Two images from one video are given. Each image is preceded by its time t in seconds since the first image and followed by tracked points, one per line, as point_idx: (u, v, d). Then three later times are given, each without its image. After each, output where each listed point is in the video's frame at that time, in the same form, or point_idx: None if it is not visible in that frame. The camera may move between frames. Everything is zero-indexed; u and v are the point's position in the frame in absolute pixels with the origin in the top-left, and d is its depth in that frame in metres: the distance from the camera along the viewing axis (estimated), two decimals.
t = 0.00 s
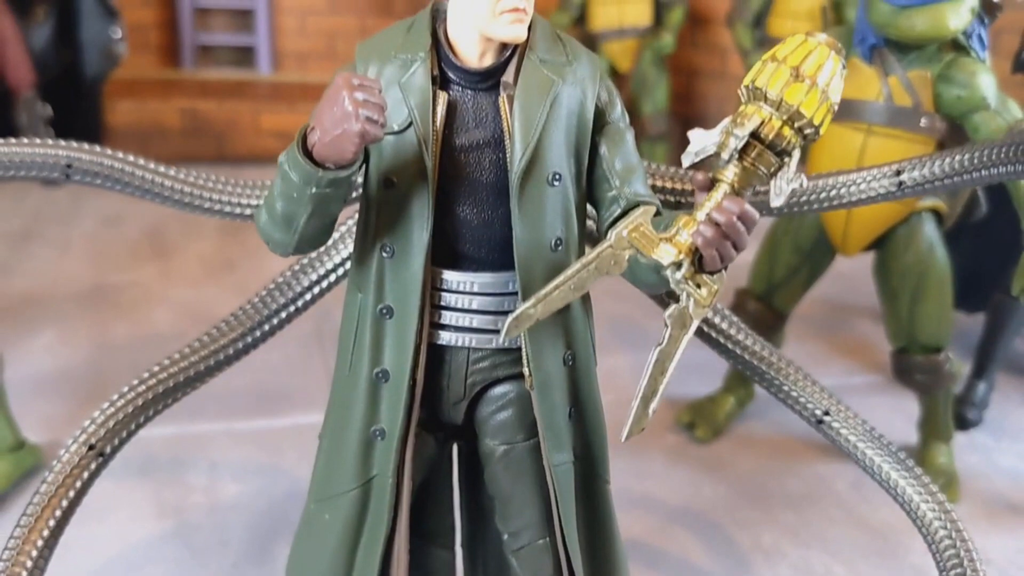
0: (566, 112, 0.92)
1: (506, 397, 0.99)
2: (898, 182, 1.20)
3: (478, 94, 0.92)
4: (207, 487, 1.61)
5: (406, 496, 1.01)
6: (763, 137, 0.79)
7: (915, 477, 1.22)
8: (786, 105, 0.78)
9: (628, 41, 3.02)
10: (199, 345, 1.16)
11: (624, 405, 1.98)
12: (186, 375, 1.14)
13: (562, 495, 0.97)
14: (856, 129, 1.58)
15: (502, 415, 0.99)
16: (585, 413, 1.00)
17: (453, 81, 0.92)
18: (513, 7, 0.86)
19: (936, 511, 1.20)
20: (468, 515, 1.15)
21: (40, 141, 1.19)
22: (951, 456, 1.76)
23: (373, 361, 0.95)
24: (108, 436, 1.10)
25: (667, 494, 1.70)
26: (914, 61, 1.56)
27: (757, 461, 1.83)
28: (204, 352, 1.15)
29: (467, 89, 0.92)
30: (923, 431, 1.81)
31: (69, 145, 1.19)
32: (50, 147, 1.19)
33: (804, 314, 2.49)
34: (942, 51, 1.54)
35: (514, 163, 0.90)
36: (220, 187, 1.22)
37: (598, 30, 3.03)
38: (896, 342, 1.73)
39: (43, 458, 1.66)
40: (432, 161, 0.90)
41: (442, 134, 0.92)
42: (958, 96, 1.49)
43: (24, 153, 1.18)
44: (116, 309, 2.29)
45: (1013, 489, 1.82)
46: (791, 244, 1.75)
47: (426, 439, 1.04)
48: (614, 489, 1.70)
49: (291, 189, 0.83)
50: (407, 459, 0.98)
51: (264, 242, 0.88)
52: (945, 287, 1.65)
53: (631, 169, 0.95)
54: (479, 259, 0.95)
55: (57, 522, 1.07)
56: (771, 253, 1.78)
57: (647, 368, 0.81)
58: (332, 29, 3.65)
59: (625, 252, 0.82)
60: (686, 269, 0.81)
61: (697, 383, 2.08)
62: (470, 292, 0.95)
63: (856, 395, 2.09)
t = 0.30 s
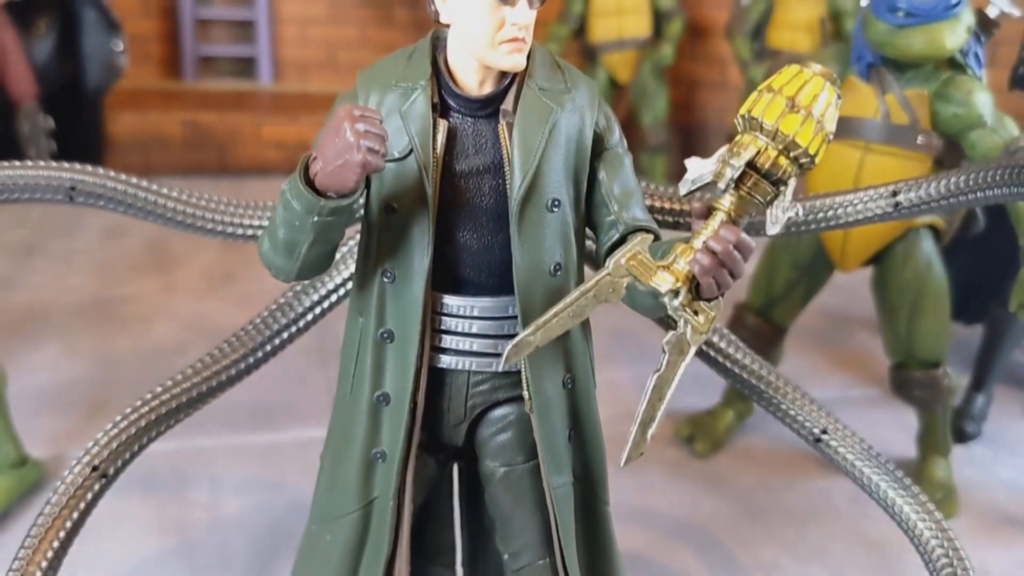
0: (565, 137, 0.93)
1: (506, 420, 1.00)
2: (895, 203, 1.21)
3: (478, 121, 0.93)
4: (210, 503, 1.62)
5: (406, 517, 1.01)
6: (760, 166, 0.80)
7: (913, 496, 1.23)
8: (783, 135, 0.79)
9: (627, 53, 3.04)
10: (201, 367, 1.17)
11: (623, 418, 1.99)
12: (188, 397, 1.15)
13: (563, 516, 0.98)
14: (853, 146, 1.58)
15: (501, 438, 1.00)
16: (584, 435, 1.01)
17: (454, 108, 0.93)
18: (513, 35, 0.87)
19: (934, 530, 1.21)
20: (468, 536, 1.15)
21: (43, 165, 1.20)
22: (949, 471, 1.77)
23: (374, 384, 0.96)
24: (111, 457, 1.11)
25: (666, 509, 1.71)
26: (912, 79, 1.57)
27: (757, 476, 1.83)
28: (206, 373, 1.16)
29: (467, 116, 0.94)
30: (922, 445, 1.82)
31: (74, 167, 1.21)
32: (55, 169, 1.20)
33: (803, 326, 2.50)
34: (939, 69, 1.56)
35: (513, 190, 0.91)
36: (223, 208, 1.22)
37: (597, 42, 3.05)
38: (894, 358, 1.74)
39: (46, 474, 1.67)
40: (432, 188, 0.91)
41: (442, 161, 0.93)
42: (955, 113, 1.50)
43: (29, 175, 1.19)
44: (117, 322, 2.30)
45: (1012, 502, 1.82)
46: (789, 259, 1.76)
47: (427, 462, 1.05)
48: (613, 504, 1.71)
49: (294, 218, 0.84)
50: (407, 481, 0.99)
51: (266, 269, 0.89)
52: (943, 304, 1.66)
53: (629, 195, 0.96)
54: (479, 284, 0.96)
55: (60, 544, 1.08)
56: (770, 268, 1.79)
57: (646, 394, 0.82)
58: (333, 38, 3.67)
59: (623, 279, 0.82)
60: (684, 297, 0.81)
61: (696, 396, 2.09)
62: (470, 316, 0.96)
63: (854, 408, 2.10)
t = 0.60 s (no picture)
0: (566, 169, 0.94)
1: (508, 447, 1.00)
2: (893, 229, 1.23)
3: (479, 153, 0.94)
4: (213, 523, 1.63)
5: (408, 543, 1.02)
6: (758, 202, 0.81)
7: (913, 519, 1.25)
8: (783, 172, 0.80)
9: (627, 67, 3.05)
10: (205, 392, 1.17)
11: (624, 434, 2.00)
12: (192, 423, 1.16)
13: (565, 543, 0.99)
14: (850, 167, 1.60)
15: (504, 466, 1.01)
16: (585, 463, 1.02)
17: (455, 141, 0.94)
18: (513, 70, 0.88)
19: (933, 553, 1.22)
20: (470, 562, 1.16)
21: (48, 192, 1.21)
22: (949, 488, 1.77)
23: (376, 413, 0.97)
24: (116, 484, 1.12)
25: (667, 527, 1.71)
26: (910, 100, 1.58)
27: (757, 494, 1.84)
28: (210, 399, 1.17)
29: (468, 149, 0.95)
30: (922, 462, 1.82)
31: (78, 194, 1.22)
32: (59, 196, 1.21)
33: (803, 341, 2.51)
34: (937, 91, 1.56)
35: (515, 222, 0.92)
36: (226, 234, 1.23)
37: (597, 55, 3.06)
38: (894, 376, 1.75)
39: (50, 493, 1.67)
40: (435, 220, 0.92)
41: (444, 193, 0.94)
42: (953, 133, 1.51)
43: (34, 203, 1.20)
44: (119, 339, 2.30)
45: (1012, 520, 1.83)
46: (789, 278, 1.77)
47: (429, 489, 1.05)
48: (614, 522, 1.71)
49: (297, 252, 0.85)
50: (411, 509, 0.99)
51: (270, 300, 0.90)
52: (942, 323, 1.67)
53: (630, 224, 0.97)
54: (480, 313, 0.97)
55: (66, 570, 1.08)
56: (770, 287, 1.80)
57: (647, 426, 0.83)
58: (333, 51, 3.68)
59: (623, 313, 0.83)
60: (684, 330, 0.82)
61: (696, 413, 2.10)
62: (472, 345, 0.97)
63: (853, 424, 2.10)
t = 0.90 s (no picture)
0: (575, 197, 0.95)
1: (518, 474, 1.01)
2: (901, 252, 1.24)
3: (490, 183, 0.95)
4: (221, 542, 1.63)
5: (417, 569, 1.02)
6: (768, 233, 0.82)
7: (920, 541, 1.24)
8: (793, 204, 0.80)
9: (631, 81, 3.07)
10: (215, 417, 1.18)
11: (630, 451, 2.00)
12: (202, 448, 1.17)
13: (574, 569, 0.99)
14: (859, 186, 1.60)
15: (513, 492, 1.01)
16: (595, 489, 1.02)
17: (465, 170, 0.95)
18: (523, 101, 0.89)
19: None
20: None
21: (59, 217, 1.22)
22: (954, 506, 1.77)
23: (387, 440, 0.97)
24: (128, 509, 1.13)
25: (674, 546, 1.71)
26: (914, 120, 1.58)
27: (764, 512, 1.84)
28: (221, 423, 1.17)
29: (478, 178, 0.95)
30: (929, 480, 1.81)
31: (89, 219, 1.22)
32: (70, 222, 1.21)
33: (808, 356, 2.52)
34: (942, 111, 1.56)
35: (525, 251, 0.93)
36: (236, 258, 1.24)
37: (601, 70, 3.08)
38: (900, 395, 1.75)
39: (59, 513, 1.68)
40: (446, 249, 0.93)
41: (455, 222, 0.95)
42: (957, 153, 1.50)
43: (45, 228, 1.20)
44: (125, 355, 2.31)
45: (1018, 537, 1.83)
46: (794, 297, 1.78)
47: (439, 514, 1.06)
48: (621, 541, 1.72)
49: (310, 283, 0.85)
50: (421, 536, 1.00)
51: (282, 330, 0.90)
52: (947, 343, 1.67)
53: (638, 252, 0.98)
54: (490, 341, 0.97)
55: None
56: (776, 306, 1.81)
57: (658, 456, 0.84)
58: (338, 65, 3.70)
59: (634, 344, 0.83)
60: (695, 361, 0.83)
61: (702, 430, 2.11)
62: (482, 373, 0.97)
63: (858, 439, 2.10)
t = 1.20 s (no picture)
0: (587, 221, 0.95)
1: (529, 496, 1.01)
2: (910, 272, 1.26)
3: (501, 207, 0.95)
4: (229, 560, 1.63)
5: None
6: (782, 260, 0.82)
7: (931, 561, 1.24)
8: (806, 231, 0.80)
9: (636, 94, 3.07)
10: (225, 438, 1.18)
11: (638, 466, 2.00)
12: (213, 469, 1.17)
13: None
14: (868, 205, 1.59)
15: (525, 515, 1.01)
16: (607, 512, 1.02)
17: (477, 195, 0.95)
18: (535, 126, 0.89)
19: None
20: None
21: (70, 238, 1.22)
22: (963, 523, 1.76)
23: (399, 464, 0.97)
24: (139, 531, 1.13)
25: (682, 563, 1.71)
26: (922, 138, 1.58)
27: (772, 529, 1.84)
28: (232, 444, 1.17)
29: (489, 202, 0.95)
30: (938, 496, 1.81)
31: (100, 240, 1.22)
32: (80, 242, 1.21)
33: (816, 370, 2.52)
34: (949, 129, 1.56)
35: (537, 276, 0.93)
36: (245, 278, 1.25)
37: (606, 83, 3.08)
38: (909, 412, 1.74)
39: (67, 530, 1.68)
40: (457, 274, 0.93)
41: (467, 247, 0.95)
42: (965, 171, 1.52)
43: (55, 248, 1.20)
44: (133, 369, 2.31)
45: None
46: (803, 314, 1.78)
47: (450, 536, 1.06)
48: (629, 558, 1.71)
49: (323, 308, 0.85)
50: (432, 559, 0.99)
51: (294, 354, 0.90)
52: (956, 360, 1.67)
53: (650, 276, 0.98)
54: (502, 365, 0.97)
55: None
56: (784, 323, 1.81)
57: (671, 483, 0.84)
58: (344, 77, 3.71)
59: (648, 370, 0.83)
60: (708, 387, 0.83)
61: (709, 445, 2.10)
62: (493, 397, 0.97)
63: (866, 455, 2.10)
